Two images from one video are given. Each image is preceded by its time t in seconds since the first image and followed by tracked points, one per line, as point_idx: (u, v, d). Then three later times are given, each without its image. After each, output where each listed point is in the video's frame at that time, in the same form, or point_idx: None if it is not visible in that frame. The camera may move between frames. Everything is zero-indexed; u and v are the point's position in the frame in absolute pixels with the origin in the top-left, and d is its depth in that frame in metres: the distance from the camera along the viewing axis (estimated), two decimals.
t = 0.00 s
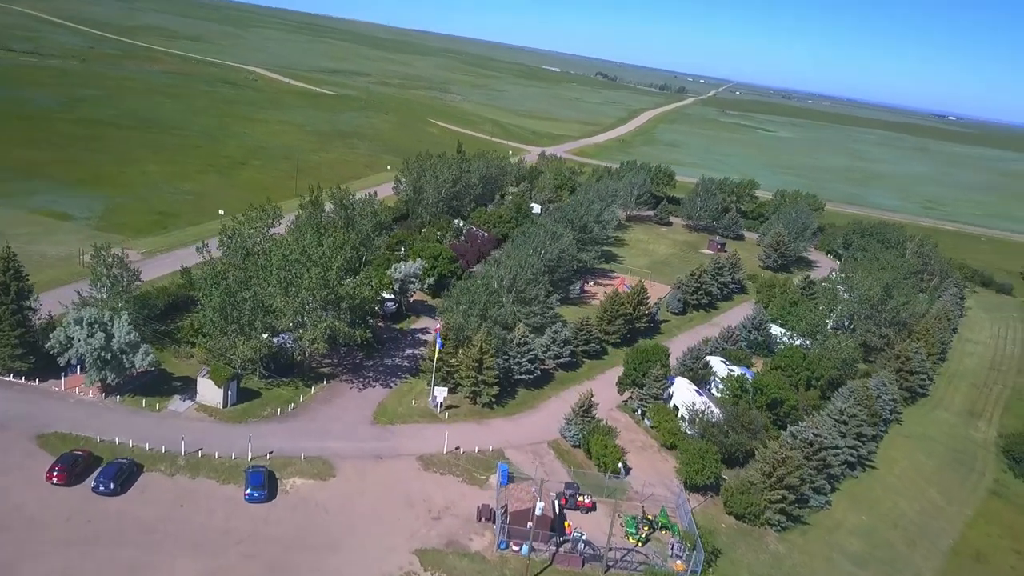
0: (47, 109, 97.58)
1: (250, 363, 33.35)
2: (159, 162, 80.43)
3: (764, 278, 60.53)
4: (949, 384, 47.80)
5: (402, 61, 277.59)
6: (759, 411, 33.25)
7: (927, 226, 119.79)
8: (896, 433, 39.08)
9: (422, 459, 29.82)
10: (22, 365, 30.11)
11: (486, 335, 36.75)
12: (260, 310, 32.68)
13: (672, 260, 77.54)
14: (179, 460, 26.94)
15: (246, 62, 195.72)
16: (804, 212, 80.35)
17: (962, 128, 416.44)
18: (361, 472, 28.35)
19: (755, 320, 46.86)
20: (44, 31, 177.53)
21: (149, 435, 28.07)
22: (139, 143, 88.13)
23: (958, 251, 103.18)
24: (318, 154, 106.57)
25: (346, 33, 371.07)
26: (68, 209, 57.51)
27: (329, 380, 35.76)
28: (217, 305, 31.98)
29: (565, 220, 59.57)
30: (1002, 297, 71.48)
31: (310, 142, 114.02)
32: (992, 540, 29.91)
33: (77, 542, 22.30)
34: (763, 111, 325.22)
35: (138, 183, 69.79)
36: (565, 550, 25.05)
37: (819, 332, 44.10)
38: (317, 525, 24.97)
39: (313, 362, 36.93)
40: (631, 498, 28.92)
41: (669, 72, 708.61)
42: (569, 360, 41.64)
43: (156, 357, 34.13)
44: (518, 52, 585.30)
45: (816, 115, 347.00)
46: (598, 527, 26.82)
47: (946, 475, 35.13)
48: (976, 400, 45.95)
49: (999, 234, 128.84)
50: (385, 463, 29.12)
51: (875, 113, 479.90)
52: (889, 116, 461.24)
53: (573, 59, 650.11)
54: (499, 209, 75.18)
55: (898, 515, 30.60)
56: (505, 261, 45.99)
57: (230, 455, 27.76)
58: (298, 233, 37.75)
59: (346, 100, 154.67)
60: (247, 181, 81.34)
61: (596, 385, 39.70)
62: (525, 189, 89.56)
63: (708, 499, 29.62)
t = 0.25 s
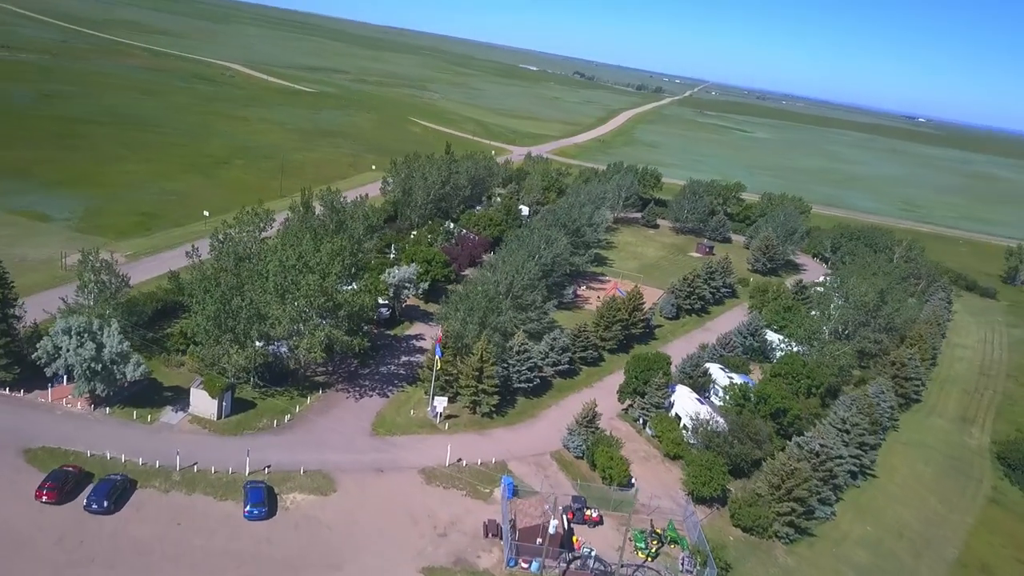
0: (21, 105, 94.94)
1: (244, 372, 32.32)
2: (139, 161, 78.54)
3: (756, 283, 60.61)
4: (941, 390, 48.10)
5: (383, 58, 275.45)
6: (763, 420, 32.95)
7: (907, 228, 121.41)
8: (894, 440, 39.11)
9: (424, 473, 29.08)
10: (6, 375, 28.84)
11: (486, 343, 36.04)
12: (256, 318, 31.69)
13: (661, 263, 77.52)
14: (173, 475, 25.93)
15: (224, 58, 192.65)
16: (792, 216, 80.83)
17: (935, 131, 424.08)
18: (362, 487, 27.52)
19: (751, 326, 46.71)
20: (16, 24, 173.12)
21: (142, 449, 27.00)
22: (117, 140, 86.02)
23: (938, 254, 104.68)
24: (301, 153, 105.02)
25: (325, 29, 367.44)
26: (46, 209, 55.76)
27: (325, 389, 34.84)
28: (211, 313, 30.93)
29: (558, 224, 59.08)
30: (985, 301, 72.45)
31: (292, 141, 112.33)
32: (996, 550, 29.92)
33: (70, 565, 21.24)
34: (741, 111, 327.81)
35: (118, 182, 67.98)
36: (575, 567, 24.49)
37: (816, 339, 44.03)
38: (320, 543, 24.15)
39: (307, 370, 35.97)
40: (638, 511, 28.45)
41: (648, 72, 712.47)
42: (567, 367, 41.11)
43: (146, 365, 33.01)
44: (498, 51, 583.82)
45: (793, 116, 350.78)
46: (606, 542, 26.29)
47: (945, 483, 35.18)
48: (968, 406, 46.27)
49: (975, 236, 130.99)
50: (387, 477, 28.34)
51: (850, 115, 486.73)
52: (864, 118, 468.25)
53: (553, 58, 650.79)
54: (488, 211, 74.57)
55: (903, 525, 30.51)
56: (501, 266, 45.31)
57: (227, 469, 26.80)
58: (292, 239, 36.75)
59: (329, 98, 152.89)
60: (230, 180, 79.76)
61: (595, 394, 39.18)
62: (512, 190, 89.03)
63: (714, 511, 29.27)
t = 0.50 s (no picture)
0: None
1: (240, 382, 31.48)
2: (120, 160, 76.75)
3: (748, 288, 60.77)
4: (934, 394, 48.40)
5: (364, 57, 273.44)
6: (767, 428, 32.78)
7: (888, 230, 122.89)
8: (892, 446, 39.19)
9: (427, 485, 28.47)
10: None
11: (487, 350, 35.53)
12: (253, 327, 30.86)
13: (650, 265, 77.55)
14: (172, 490, 25.07)
15: (203, 56, 189.87)
16: (780, 219, 81.30)
17: (910, 133, 431.06)
18: (365, 501, 26.84)
19: (746, 331, 46.66)
20: None
21: (137, 463, 26.09)
22: (96, 139, 84.06)
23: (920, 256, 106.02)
24: (285, 154, 103.60)
25: (305, 28, 364.13)
26: (26, 212, 54.16)
27: (323, 398, 34.07)
28: (207, 322, 30.13)
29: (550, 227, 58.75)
30: (969, 304, 73.34)
31: (275, 141, 110.77)
32: (1000, 557, 29.95)
33: None
34: (722, 113, 330.07)
35: (99, 183, 66.31)
36: None
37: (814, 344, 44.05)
38: (326, 560, 23.43)
39: (304, 378, 35.18)
40: (645, 522, 28.08)
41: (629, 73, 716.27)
42: (566, 374, 40.71)
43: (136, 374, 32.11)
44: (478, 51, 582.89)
45: (773, 118, 353.99)
46: (615, 555, 25.89)
47: (945, 489, 35.27)
48: (961, 410, 46.57)
49: (955, 238, 132.83)
50: (390, 490, 27.69)
51: (827, 117, 493.34)
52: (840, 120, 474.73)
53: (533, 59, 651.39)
54: (478, 214, 74.03)
55: (907, 533, 30.48)
56: (498, 270, 44.78)
57: (227, 484, 25.97)
58: (288, 244, 35.90)
59: (311, 98, 151.24)
60: (214, 181, 78.29)
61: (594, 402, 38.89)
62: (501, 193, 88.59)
63: (721, 522, 29.01)
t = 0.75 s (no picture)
0: None
1: (237, 393, 30.70)
2: (99, 162, 75.03)
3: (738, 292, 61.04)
4: (925, 397, 48.93)
5: (343, 57, 271.06)
6: (771, 436, 32.72)
7: (868, 232, 124.49)
8: (889, 451, 39.45)
9: (433, 497, 27.96)
10: None
11: (488, 359, 35.11)
12: (253, 336, 30.08)
13: (639, 269, 77.64)
14: (173, 506, 24.33)
15: (180, 55, 186.69)
16: (767, 222, 81.88)
17: (884, 135, 437.89)
18: (371, 514, 26.27)
19: (742, 337, 46.75)
20: None
21: (135, 479, 25.30)
22: (74, 140, 82.11)
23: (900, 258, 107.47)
24: (267, 155, 102.16)
25: (282, 27, 360.00)
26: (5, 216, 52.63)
27: (321, 408, 33.39)
28: (205, 332, 29.29)
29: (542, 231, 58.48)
30: (952, 307, 74.43)
31: (257, 142, 109.23)
32: (1001, 563, 30.23)
33: None
34: (701, 115, 332.71)
35: (79, 185, 64.71)
36: None
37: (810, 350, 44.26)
38: None
39: (301, 388, 34.45)
40: (654, 533, 27.81)
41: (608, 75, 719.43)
42: (565, 381, 40.42)
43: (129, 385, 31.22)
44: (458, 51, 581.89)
45: (750, 120, 357.68)
46: (626, 568, 25.58)
47: (943, 494, 35.58)
48: (952, 414, 47.11)
49: (932, 239, 135.00)
50: (396, 503, 27.16)
51: (803, 119, 499.70)
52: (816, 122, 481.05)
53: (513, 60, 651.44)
54: (467, 217, 73.52)
55: (911, 540, 30.63)
56: (495, 276, 44.36)
57: (229, 499, 25.26)
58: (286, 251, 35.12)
59: (292, 98, 149.47)
60: (197, 183, 76.87)
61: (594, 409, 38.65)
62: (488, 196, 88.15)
63: (728, 531, 28.86)
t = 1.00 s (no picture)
0: None
1: (239, 407, 29.92)
2: (77, 165, 73.12)
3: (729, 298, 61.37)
4: (916, 402, 49.50)
5: (320, 58, 268.45)
6: (777, 445, 32.74)
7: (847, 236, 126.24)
8: (886, 457, 39.77)
9: (443, 513, 27.47)
10: None
11: (491, 369, 34.69)
12: (256, 349, 29.27)
13: (627, 274, 77.72)
14: (179, 526, 23.58)
15: (154, 54, 183.21)
16: (753, 227, 82.49)
17: (856, 138, 445.45)
18: (381, 531, 25.69)
19: (738, 344, 46.86)
20: None
21: (138, 498, 24.50)
22: (49, 142, 79.96)
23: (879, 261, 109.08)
24: (249, 158, 100.55)
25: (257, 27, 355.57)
26: None
27: (323, 420, 32.69)
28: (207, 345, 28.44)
29: (535, 237, 58.21)
30: (935, 311, 75.52)
31: (238, 145, 107.48)
32: (1004, 570, 30.55)
33: None
34: (678, 118, 335.38)
35: (57, 190, 62.93)
36: None
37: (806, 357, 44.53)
38: None
39: (301, 400, 33.70)
40: (666, 546, 27.63)
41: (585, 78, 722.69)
42: (566, 391, 40.11)
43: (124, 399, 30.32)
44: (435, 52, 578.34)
45: (727, 123, 361.50)
46: None
47: (942, 501, 35.94)
48: (944, 419, 47.69)
49: (908, 242, 137.36)
50: (406, 519, 26.61)
51: (777, 122, 506.35)
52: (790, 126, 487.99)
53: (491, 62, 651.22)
54: (455, 222, 72.96)
55: (916, 548, 30.82)
56: (493, 283, 43.95)
57: (236, 518, 24.54)
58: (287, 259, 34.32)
59: (272, 100, 147.51)
60: (178, 186, 75.29)
61: (596, 419, 38.44)
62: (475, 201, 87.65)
63: (739, 543, 28.78)
